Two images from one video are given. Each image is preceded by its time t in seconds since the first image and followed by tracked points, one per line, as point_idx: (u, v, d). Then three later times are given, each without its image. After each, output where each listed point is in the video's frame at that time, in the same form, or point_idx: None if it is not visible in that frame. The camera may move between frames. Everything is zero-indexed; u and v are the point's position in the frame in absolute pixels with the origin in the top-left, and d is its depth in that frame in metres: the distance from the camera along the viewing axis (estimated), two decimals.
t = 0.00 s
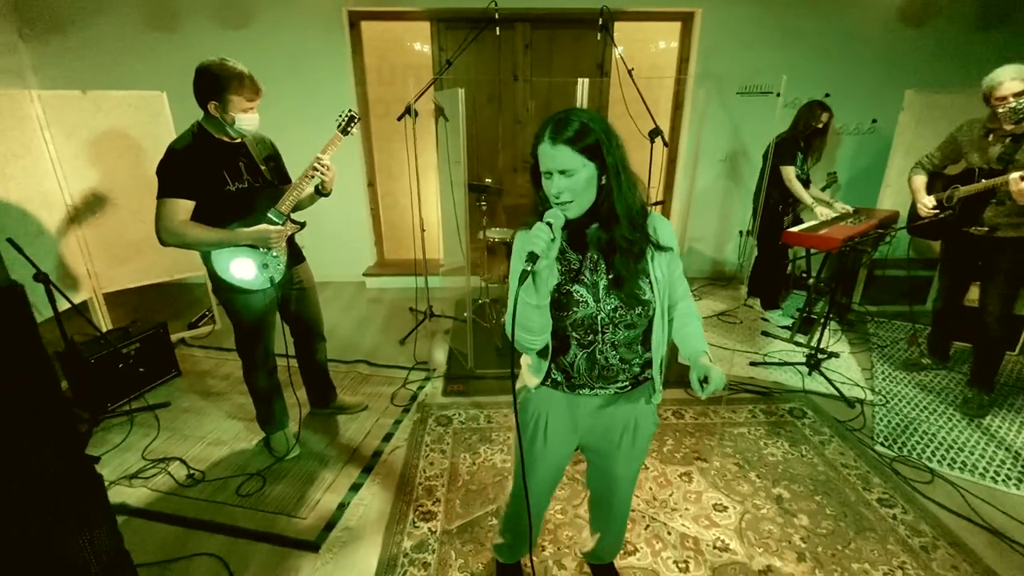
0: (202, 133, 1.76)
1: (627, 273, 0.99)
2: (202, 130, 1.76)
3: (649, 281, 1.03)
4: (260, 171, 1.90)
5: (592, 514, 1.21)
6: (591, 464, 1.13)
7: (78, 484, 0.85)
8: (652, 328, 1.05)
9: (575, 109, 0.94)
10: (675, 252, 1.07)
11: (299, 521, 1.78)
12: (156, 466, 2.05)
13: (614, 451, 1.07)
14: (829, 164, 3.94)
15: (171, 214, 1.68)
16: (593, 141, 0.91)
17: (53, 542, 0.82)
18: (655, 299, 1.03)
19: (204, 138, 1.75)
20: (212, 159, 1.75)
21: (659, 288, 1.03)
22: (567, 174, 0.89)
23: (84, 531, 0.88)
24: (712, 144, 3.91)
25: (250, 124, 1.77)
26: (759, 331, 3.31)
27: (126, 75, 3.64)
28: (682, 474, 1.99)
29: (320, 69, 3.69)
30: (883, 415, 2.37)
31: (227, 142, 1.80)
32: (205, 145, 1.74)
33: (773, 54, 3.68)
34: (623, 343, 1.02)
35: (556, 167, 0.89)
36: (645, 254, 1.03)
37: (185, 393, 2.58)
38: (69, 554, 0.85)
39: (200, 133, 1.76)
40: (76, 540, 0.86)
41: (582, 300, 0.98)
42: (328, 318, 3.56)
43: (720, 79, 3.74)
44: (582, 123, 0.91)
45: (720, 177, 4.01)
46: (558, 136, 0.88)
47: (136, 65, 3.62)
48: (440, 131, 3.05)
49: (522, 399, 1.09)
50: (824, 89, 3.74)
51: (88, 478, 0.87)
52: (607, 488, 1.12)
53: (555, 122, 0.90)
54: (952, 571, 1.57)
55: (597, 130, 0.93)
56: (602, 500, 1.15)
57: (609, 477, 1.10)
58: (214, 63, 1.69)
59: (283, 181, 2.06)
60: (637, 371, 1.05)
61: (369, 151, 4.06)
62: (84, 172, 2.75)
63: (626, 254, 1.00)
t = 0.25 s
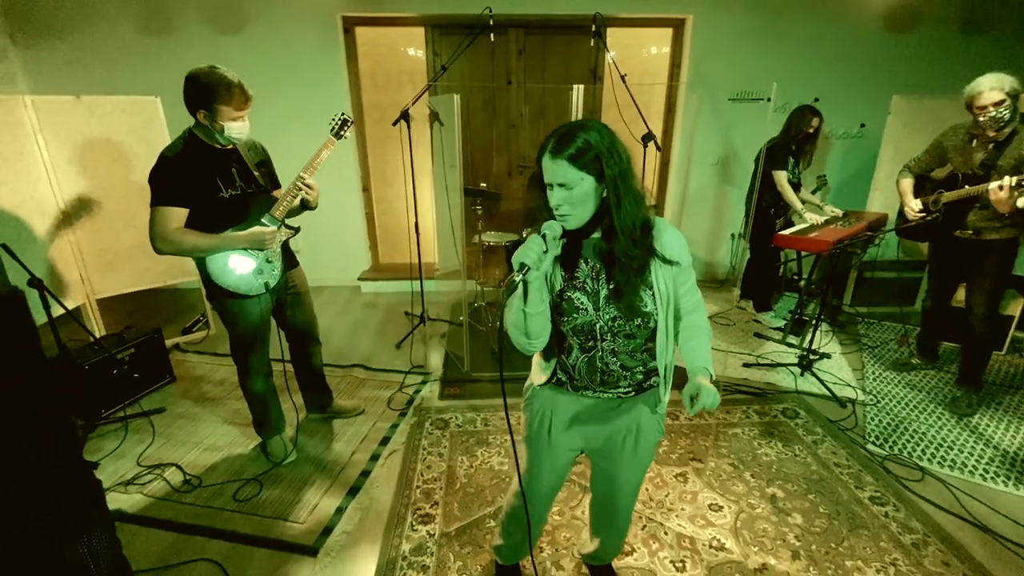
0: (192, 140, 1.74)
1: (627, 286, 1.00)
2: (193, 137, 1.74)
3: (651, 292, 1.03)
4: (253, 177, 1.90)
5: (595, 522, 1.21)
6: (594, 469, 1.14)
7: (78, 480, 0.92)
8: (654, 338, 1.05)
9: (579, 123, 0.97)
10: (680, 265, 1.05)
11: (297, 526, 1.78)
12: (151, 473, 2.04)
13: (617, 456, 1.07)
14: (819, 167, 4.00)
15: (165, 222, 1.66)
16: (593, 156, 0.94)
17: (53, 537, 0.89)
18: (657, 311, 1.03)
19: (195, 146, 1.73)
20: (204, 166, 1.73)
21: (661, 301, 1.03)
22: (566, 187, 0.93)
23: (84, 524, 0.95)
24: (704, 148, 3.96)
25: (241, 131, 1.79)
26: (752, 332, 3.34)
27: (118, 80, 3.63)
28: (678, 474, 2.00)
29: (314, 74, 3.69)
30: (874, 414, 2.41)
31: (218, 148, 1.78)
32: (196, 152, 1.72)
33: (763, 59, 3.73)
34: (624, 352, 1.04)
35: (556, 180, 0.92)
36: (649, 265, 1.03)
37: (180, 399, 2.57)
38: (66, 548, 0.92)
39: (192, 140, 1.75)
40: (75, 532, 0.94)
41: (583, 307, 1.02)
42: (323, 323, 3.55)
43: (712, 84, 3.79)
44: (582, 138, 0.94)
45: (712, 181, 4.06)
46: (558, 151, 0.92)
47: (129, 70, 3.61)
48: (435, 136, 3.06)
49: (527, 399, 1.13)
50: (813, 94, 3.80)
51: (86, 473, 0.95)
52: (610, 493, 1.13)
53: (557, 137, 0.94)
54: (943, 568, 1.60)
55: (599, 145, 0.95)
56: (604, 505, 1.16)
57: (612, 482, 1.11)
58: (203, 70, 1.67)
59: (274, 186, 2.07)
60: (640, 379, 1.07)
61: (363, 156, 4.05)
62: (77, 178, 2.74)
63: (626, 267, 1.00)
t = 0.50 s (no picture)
0: (189, 147, 1.76)
1: (627, 298, 1.03)
2: (188, 144, 1.76)
3: (652, 305, 1.05)
4: (250, 184, 1.91)
5: (595, 527, 1.22)
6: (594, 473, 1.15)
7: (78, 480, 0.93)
8: (654, 349, 1.07)
9: (590, 137, 0.98)
10: (685, 281, 1.05)
11: (297, 532, 1.78)
12: (149, 480, 2.03)
13: (619, 461, 1.08)
14: (811, 173, 4.06)
15: (161, 230, 1.67)
16: (600, 171, 0.95)
17: (53, 537, 0.89)
18: (656, 324, 1.05)
19: (190, 153, 1.74)
20: (199, 173, 1.75)
21: (660, 314, 1.05)
22: (571, 200, 0.95)
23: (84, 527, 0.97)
24: (698, 154, 4.00)
25: (236, 138, 1.78)
26: (747, 336, 3.38)
27: (114, 87, 3.63)
28: (675, 477, 2.02)
29: (310, 80, 3.70)
30: (867, 416, 2.44)
31: (214, 155, 1.80)
32: (191, 160, 1.74)
33: (754, 67, 3.79)
34: (624, 360, 1.06)
35: (562, 194, 0.95)
36: (652, 278, 1.05)
37: (176, 406, 2.56)
38: (65, 550, 0.92)
39: (187, 147, 1.76)
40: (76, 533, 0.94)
41: (584, 314, 1.06)
42: (320, 329, 3.55)
43: (705, 91, 3.84)
44: (593, 153, 0.95)
45: (706, 186, 4.10)
46: (566, 165, 0.94)
47: (126, 77, 3.61)
48: (432, 143, 3.09)
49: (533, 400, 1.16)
50: (804, 100, 3.87)
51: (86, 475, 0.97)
52: (612, 498, 1.13)
53: (567, 150, 0.96)
54: (937, 566, 1.62)
55: (608, 160, 0.96)
56: (606, 511, 1.16)
57: (611, 487, 1.12)
58: (198, 78, 1.68)
59: (272, 193, 2.06)
60: (640, 387, 1.08)
61: (360, 162, 4.06)
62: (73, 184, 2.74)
63: (626, 281, 1.03)
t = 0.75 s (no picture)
0: (186, 157, 1.77)
1: (626, 310, 1.04)
2: (186, 154, 1.76)
3: (652, 317, 1.07)
4: (246, 193, 1.92)
5: (594, 534, 1.22)
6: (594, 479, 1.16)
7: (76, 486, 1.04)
8: (653, 360, 1.09)
9: (596, 152, 1.00)
10: (685, 296, 1.07)
11: (295, 541, 1.78)
12: (146, 489, 2.03)
13: (619, 467, 1.09)
14: (803, 180, 4.11)
15: (159, 240, 1.66)
16: (605, 187, 0.98)
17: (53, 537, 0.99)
18: (655, 336, 1.07)
19: (187, 163, 1.75)
20: (197, 183, 1.75)
21: (660, 327, 1.06)
22: (575, 213, 0.98)
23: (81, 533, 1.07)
24: (692, 162, 4.05)
25: (232, 144, 1.80)
26: (742, 342, 3.40)
27: (111, 96, 3.64)
28: (673, 483, 2.03)
29: (307, 89, 3.72)
30: (862, 421, 2.46)
31: (211, 165, 1.81)
32: (189, 169, 1.74)
33: (747, 77, 3.85)
34: (623, 369, 1.08)
35: (566, 206, 0.97)
36: (653, 292, 1.06)
37: (173, 415, 2.55)
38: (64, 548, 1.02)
39: (184, 157, 1.77)
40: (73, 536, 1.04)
41: (584, 322, 1.08)
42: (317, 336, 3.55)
43: (699, 101, 3.89)
44: (598, 168, 0.98)
45: (700, 194, 4.15)
46: (572, 179, 0.97)
47: (124, 86, 3.63)
48: (429, 151, 3.11)
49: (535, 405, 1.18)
50: (796, 109, 3.93)
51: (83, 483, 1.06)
52: (612, 505, 1.14)
53: (572, 165, 0.99)
54: (932, 570, 1.64)
55: (613, 176, 0.98)
56: (606, 518, 1.17)
57: (611, 494, 1.13)
58: (195, 88, 1.70)
59: (268, 202, 2.07)
60: (639, 395, 1.10)
61: (357, 170, 4.08)
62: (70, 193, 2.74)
63: (626, 294, 1.04)
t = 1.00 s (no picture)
0: (185, 167, 1.77)
1: (631, 314, 1.06)
2: (185, 164, 1.77)
3: (655, 322, 1.08)
4: (245, 202, 1.92)
5: (593, 545, 1.20)
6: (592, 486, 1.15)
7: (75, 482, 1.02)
8: (655, 364, 1.10)
9: (606, 156, 1.02)
10: (687, 301, 1.09)
11: (293, 550, 1.77)
12: (142, 499, 2.01)
13: (618, 474, 1.09)
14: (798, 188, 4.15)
15: (159, 250, 1.66)
16: (616, 191, 0.99)
17: (53, 536, 0.98)
18: (658, 340, 1.08)
19: (186, 172, 1.76)
20: (196, 192, 1.76)
21: (663, 331, 1.08)
22: (585, 217, 0.99)
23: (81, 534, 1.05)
24: (688, 170, 4.09)
25: (232, 154, 1.80)
26: (740, 349, 3.42)
27: (110, 106, 3.66)
28: (672, 490, 2.03)
29: (307, 99, 3.74)
30: (860, 427, 2.47)
31: (209, 174, 1.82)
32: (187, 179, 1.74)
33: (742, 86, 3.90)
34: (625, 373, 1.09)
35: (576, 210, 0.99)
36: (656, 297, 1.08)
37: (170, 424, 2.54)
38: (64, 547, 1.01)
39: (183, 167, 1.77)
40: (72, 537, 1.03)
41: (588, 327, 1.09)
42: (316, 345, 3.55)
43: (694, 110, 3.94)
44: (611, 173, 0.99)
45: (697, 202, 4.18)
46: (583, 183, 0.98)
47: (123, 96, 3.64)
48: (428, 160, 3.13)
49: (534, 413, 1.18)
50: (790, 118, 3.98)
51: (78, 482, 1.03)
52: (610, 513, 1.13)
53: (585, 168, 1.00)
54: None
55: (624, 181, 1.00)
56: (605, 528, 1.16)
57: (609, 501, 1.12)
58: (193, 98, 1.72)
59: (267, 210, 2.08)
60: (640, 400, 1.11)
61: (355, 179, 4.09)
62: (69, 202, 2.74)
63: (632, 299, 1.06)
